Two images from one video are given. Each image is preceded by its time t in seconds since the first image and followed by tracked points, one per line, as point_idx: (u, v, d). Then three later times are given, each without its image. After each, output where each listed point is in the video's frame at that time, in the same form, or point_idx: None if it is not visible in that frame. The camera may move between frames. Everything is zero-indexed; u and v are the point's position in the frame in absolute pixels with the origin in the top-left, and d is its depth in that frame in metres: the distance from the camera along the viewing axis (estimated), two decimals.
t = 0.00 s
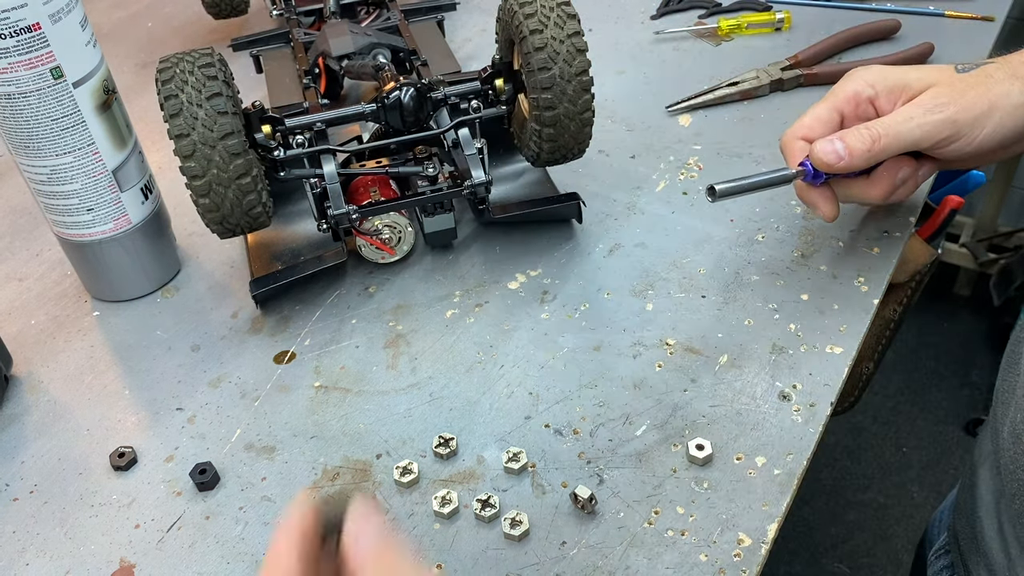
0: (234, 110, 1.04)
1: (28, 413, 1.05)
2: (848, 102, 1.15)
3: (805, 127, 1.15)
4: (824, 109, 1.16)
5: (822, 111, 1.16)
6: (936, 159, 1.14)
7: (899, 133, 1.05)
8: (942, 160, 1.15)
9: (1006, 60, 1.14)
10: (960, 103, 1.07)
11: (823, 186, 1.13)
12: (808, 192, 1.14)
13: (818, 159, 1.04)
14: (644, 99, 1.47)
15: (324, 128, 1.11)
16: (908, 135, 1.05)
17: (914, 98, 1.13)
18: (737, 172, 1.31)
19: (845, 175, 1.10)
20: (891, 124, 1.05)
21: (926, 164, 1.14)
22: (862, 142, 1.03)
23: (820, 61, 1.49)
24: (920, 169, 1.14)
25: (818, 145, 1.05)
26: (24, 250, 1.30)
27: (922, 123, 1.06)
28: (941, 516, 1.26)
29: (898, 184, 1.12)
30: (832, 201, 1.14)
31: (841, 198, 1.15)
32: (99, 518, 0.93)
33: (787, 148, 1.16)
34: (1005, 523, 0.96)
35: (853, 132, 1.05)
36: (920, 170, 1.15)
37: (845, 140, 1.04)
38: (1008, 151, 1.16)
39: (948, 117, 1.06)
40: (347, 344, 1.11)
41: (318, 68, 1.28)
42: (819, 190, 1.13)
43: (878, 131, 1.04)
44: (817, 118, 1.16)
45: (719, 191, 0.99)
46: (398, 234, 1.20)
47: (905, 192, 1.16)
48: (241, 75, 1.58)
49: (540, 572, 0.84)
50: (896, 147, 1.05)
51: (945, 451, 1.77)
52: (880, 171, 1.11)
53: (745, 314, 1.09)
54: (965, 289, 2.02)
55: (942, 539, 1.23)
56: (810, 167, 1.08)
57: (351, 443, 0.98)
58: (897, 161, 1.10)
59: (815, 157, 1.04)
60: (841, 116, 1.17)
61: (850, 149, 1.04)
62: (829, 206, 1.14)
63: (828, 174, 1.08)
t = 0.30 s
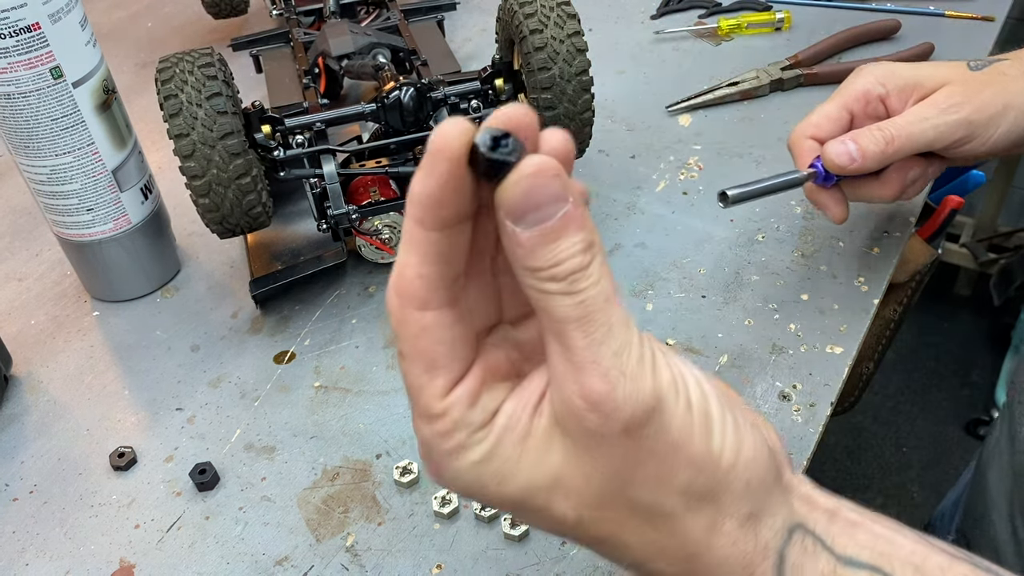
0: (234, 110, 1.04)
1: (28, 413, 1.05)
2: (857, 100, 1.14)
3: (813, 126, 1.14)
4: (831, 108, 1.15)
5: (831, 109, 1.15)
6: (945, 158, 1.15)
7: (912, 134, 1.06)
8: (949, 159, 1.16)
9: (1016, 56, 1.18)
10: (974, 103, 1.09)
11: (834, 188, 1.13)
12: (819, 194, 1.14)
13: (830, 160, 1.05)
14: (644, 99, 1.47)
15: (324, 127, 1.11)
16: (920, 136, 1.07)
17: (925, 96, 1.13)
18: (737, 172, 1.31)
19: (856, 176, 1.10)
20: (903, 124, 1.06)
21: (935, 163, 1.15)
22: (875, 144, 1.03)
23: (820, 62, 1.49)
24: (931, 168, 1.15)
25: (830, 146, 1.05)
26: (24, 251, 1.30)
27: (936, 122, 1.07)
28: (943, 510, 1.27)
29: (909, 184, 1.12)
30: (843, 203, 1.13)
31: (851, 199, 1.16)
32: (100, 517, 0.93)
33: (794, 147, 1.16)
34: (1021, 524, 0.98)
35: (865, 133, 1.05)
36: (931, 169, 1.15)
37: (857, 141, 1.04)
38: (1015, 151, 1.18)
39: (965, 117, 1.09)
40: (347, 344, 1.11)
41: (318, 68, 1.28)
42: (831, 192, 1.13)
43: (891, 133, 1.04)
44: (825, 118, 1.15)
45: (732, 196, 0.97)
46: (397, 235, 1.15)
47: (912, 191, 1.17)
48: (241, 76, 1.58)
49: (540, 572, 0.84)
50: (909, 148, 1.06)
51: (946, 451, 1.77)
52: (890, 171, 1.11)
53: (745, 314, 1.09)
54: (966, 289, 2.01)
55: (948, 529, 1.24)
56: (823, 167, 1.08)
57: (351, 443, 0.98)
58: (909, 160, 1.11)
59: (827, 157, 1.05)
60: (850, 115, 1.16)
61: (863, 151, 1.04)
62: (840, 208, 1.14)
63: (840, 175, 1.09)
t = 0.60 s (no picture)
0: (233, 109, 1.03)
1: (26, 414, 1.05)
2: (898, 105, 1.15)
3: (855, 131, 1.15)
4: (875, 112, 1.16)
5: (873, 114, 1.16)
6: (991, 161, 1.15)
7: (954, 140, 1.07)
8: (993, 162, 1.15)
9: None
10: (1019, 107, 1.08)
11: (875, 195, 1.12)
12: (860, 200, 1.13)
13: (871, 166, 1.06)
14: (645, 98, 1.46)
15: (322, 127, 1.11)
16: (962, 142, 1.07)
17: (969, 100, 1.13)
18: (739, 172, 1.30)
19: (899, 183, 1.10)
20: (945, 131, 1.06)
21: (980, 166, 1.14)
22: (916, 151, 1.04)
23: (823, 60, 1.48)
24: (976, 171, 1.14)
25: (872, 153, 1.06)
26: (22, 250, 1.30)
27: (978, 128, 1.08)
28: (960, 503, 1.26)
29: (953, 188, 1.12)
30: (885, 210, 1.12)
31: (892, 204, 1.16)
32: (98, 519, 0.92)
33: (835, 152, 1.16)
34: None
35: (906, 140, 1.06)
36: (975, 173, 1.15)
37: (899, 147, 1.06)
38: None
39: (1009, 122, 1.08)
40: (346, 344, 1.10)
41: (315, 67, 1.26)
42: (871, 199, 1.12)
43: (933, 139, 1.05)
44: (868, 122, 1.15)
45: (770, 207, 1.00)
46: (396, 234, 1.15)
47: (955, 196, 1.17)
48: (240, 75, 1.57)
49: (540, 573, 0.83)
50: (951, 155, 1.06)
51: (948, 451, 1.76)
52: (934, 177, 1.11)
53: (747, 314, 1.08)
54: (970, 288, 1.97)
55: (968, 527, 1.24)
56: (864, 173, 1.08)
57: (350, 443, 0.97)
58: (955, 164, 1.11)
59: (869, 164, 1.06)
60: (892, 119, 1.16)
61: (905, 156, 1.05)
62: (882, 214, 1.12)
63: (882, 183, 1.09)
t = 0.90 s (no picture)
0: (232, 108, 1.03)
1: (26, 414, 1.05)
2: (905, 117, 1.14)
3: (861, 148, 1.14)
4: (881, 126, 1.15)
5: (878, 128, 1.15)
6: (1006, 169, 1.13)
7: (965, 157, 1.05)
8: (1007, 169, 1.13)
9: None
10: None
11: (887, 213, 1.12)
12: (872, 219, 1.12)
13: (881, 189, 1.05)
14: (645, 98, 1.46)
15: (322, 127, 1.11)
16: (973, 158, 1.05)
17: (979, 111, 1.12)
18: (739, 172, 1.30)
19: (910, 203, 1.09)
20: (956, 148, 1.05)
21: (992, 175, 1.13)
22: (926, 171, 1.03)
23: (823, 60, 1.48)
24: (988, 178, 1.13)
25: (882, 175, 1.05)
26: (21, 250, 1.30)
27: (990, 143, 1.06)
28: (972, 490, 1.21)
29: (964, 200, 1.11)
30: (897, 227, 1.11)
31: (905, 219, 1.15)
32: (97, 519, 0.92)
33: (843, 170, 1.15)
34: None
35: (916, 159, 1.04)
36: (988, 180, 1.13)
37: (909, 168, 1.04)
38: None
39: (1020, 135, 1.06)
40: (345, 344, 1.10)
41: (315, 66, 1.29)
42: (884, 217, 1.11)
43: (943, 158, 1.04)
44: (874, 137, 1.14)
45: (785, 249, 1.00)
46: (396, 234, 1.19)
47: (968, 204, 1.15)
48: (240, 74, 1.57)
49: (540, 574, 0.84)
50: (963, 172, 1.05)
51: (950, 451, 1.76)
52: (945, 196, 1.10)
53: (748, 315, 1.08)
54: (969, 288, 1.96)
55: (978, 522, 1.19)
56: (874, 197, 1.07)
57: (350, 443, 0.97)
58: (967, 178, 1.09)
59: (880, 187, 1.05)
60: (899, 131, 1.16)
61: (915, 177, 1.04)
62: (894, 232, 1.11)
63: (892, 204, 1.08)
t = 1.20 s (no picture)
0: (231, 107, 1.03)
1: (24, 414, 1.04)
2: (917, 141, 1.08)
3: (870, 176, 1.08)
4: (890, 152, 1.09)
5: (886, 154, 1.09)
6: None
7: (987, 180, 0.98)
8: None
9: None
10: None
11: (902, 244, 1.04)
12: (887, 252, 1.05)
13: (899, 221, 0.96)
14: (646, 97, 1.46)
15: (321, 126, 1.11)
16: (994, 182, 0.98)
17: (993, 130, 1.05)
18: (740, 171, 1.29)
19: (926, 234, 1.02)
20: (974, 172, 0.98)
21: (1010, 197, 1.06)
22: (947, 199, 0.95)
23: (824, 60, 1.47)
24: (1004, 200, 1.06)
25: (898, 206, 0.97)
26: (20, 250, 1.29)
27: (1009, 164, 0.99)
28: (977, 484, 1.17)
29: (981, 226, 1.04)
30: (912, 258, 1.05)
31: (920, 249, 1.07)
32: (96, 520, 0.92)
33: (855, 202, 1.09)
34: None
35: (935, 187, 0.96)
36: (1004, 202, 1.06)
37: (927, 196, 0.96)
38: None
39: None
40: (345, 344, 1.09)
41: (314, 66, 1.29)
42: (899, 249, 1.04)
43: (963, 183, 0.97)
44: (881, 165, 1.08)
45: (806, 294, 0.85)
46: (396, 234, 1.19)
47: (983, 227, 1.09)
48: (239, 74, 1.57)
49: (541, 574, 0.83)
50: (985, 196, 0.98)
51: (952, 452, 1.76)
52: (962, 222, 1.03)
53: (749, 315, 1.08)
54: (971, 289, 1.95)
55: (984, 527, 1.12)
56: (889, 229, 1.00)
57: (349, 444, 0.97)
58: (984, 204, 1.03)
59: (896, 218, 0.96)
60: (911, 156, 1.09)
61: (935, 207, 0.95)
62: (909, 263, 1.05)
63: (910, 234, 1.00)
